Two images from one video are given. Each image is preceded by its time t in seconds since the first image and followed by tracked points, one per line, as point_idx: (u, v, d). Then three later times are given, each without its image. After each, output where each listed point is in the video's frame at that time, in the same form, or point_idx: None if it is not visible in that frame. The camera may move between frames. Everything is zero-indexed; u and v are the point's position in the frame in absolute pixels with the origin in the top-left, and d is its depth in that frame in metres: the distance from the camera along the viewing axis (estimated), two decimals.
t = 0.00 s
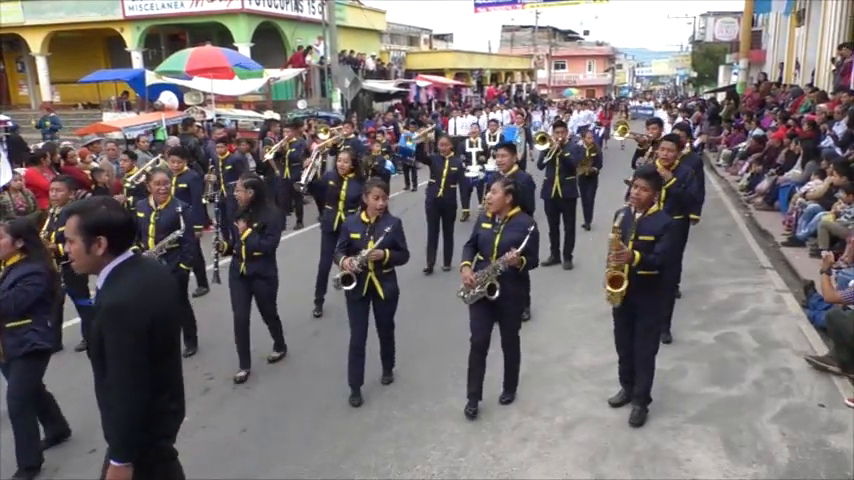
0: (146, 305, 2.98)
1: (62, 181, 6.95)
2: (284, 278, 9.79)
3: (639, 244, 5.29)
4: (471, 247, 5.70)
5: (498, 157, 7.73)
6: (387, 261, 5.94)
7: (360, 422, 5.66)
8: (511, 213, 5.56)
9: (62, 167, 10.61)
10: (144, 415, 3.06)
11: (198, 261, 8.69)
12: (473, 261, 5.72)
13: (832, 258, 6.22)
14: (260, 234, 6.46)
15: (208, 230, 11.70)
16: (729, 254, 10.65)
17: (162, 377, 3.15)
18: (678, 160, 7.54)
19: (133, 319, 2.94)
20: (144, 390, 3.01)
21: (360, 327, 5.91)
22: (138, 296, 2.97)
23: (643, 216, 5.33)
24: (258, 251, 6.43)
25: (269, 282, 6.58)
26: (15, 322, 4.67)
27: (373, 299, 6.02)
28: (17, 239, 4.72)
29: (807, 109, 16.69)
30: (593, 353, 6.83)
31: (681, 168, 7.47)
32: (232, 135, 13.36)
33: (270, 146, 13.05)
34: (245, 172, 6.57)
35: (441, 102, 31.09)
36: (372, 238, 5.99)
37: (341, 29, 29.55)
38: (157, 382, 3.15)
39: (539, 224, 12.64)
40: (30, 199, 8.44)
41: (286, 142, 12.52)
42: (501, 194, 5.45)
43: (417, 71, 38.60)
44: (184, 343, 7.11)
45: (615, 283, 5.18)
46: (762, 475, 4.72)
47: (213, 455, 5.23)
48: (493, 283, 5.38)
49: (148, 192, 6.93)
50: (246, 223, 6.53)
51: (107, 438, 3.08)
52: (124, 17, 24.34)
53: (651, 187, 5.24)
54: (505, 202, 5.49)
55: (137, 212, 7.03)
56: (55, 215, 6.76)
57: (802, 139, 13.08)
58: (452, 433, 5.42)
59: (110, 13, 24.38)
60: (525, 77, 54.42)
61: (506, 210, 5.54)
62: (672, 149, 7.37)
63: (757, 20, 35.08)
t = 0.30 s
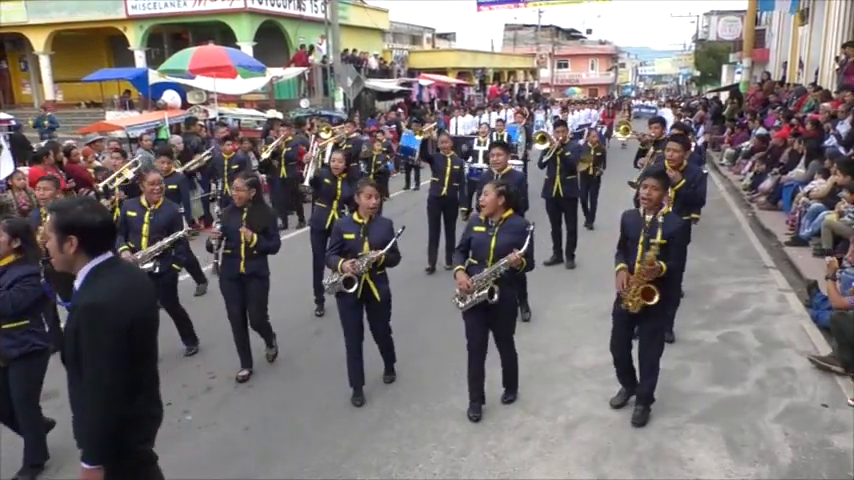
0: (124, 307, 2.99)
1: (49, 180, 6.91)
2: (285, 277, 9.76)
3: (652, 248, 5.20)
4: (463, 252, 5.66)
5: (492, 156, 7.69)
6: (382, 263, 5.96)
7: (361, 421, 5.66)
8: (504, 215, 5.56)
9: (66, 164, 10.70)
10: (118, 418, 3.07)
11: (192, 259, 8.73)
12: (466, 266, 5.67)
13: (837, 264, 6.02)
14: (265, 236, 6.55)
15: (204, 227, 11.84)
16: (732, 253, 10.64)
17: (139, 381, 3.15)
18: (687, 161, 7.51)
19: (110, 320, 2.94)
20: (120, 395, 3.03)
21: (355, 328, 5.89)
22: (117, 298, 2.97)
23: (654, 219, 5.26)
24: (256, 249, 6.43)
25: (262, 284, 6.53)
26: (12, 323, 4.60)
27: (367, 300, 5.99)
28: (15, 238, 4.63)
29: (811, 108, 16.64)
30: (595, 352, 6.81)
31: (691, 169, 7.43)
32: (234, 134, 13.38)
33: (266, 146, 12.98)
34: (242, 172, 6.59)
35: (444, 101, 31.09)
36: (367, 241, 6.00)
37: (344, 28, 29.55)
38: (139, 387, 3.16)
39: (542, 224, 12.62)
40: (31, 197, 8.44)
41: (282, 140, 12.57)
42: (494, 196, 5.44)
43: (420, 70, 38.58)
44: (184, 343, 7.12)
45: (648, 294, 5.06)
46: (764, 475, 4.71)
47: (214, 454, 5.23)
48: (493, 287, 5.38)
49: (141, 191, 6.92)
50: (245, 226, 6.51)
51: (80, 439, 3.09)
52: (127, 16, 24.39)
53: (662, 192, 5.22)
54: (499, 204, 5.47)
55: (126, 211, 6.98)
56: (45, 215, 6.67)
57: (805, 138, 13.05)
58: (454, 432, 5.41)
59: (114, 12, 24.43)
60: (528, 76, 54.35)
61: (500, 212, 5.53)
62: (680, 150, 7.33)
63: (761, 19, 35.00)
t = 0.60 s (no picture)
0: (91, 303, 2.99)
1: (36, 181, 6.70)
2: (284, 278, 9.71)
3: (658, 250, 5.16)
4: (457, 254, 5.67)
5: (493, 157, 7.67)
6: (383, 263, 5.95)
7: (363, 420, 5.66)
8: (498, 215, 5.54)
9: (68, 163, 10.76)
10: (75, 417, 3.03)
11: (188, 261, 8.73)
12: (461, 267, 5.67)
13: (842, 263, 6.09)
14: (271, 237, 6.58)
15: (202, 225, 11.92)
16: (734, 253, 10.62)
17: (99, 384, 3.13)
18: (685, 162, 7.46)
19: (75, 315, 2.94)
20: (77, 395, 2.99)
21: (357, 328, 5.91)
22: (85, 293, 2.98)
23: (658, 221, 5.18)
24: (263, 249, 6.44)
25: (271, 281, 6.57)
26: (8, 325, 4.52)
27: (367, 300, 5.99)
28: (8, 239, 4.54)
29: (814, 107, 16.61)
30: (597, 352, 6.81)
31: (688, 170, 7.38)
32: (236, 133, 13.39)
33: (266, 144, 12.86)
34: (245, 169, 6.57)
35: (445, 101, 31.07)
36: (367, 241, 6.01)
37: (346, 27, 29.55)
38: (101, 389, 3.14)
39: (544, 223, 12.61)
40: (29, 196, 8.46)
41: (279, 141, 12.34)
42: (485, 197, 5.41)
43: (422, 69, 38.56)
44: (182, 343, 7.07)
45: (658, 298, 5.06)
46: (766, 475, 4.70)
47: (216, 453, 5.23)
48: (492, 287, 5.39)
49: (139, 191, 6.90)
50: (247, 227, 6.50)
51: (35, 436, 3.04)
52: (129, 15, 24.42)
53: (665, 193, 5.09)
54: (491, 204, 5.45)
55: (124, 211, 6.97)
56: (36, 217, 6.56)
57: (808, 138, 13.03)
58: (456, 431, 5.42)
59: (116, 12, 24.47)
60: (529, 76, 54.30)
61: (493, 213, 5.52)
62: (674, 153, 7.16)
63: (764, 18, 34.94)
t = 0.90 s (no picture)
0: (55, 304, 2.99)
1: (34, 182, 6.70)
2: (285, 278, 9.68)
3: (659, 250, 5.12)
4: (458, 253, 5.65)
5: (502, 157, 7.68)
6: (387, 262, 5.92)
7: (365, 419, 5.67)
8: (497, 215, 5.54)
9: (70, 162, 10.76)
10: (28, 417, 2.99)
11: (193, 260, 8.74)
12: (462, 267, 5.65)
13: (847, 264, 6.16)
14: (274, 235, 6.57)
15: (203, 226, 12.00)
16: (736, 253, 10.61)
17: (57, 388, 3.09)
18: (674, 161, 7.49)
19: (36, 315, 2.94)
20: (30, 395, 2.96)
21: (361, 327, 5.93)
22: (51, 294, 2.99)
23: (657, 223, 5.15)
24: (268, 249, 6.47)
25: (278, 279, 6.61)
26: None
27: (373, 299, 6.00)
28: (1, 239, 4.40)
29: (815, 107, 16.59)
30: (598, 352, 6.81)
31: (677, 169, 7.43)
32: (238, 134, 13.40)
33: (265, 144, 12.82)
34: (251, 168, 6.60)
35: (447, 100, 31.07)
36: (371, 240, 6.00)
37: (348, 27, 29.55)
38: (63, 390, 3.11)
39: (545, 223, 12.61)
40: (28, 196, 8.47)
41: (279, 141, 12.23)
42: (483, 196, 5.43)
43: (423, 68, 38.56)
44: (181, 345, 7.04)
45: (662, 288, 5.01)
46: (767, 475, 4.70)
47: (217, 452, 5.24)
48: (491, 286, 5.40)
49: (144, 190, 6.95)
50: (253, 226, 6.50)
51: None
52: (131, 15, 24.46)
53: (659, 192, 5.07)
54: (490, 204, 5.46)
55: (132, 211, 7.02)
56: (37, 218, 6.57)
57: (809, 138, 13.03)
58: (458, 430, 5.43)
59: (118, 11, 24.50)
60: (530, 75, 54.27)
61: (492, 213, 5.52)
62: (662, 152, 7.06)
63: (766, 17, 34.93)
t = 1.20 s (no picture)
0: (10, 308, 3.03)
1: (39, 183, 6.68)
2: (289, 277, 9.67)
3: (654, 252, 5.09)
4: (471, 252, 5.65)
5: (507, 157, 7.67)
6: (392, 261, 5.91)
7: (367, 419, 5.67)
8: (508, 215, 5.53)
9: (71, 161, 10.72)
10: None
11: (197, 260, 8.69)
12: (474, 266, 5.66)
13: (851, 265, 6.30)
14: (274, 233, 6.59)
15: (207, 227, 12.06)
16: (737, 252, 10.61)
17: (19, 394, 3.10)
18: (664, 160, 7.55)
19: None
20: None
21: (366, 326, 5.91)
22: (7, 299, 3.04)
23: (649, 223, 5.11)
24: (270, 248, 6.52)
25: (282, 278, 6.65)
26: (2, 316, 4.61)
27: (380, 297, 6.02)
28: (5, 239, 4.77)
29: (817, 106, 16.59)
30: (600, 352, 6.80)
31: (668, 169, 7.47)
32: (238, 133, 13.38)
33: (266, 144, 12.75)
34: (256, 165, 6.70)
35: (448, 100, 31.06)
36: (377, 239, 6.00)
37: (349, 27, 29.57)
38: (28, 395, 3.12)
39: (546, 223, 12.60)
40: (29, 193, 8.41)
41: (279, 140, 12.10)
42: (493, 197, 5.45)
43: (425, 68, 38.56)
44: (185, 345, 7.02)
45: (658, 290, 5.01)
46: (769, 475, 4.70)
47: (218, 452, 5.24)
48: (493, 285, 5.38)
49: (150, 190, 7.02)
50: (253, 225, 6.61)
51: None
52: (133, 15, 24.49)
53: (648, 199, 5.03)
54: (501, 204, 5.47)
55: (141, 211, 7.10)
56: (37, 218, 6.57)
57: (811, 138, 13.04)
58: (459, 430, 5.43)
59: (119, 11, 24.54)
60: (532, 75, 54.23)
61: (503, 212, 5.52)
62: (652, 152, 7.06)
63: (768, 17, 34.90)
